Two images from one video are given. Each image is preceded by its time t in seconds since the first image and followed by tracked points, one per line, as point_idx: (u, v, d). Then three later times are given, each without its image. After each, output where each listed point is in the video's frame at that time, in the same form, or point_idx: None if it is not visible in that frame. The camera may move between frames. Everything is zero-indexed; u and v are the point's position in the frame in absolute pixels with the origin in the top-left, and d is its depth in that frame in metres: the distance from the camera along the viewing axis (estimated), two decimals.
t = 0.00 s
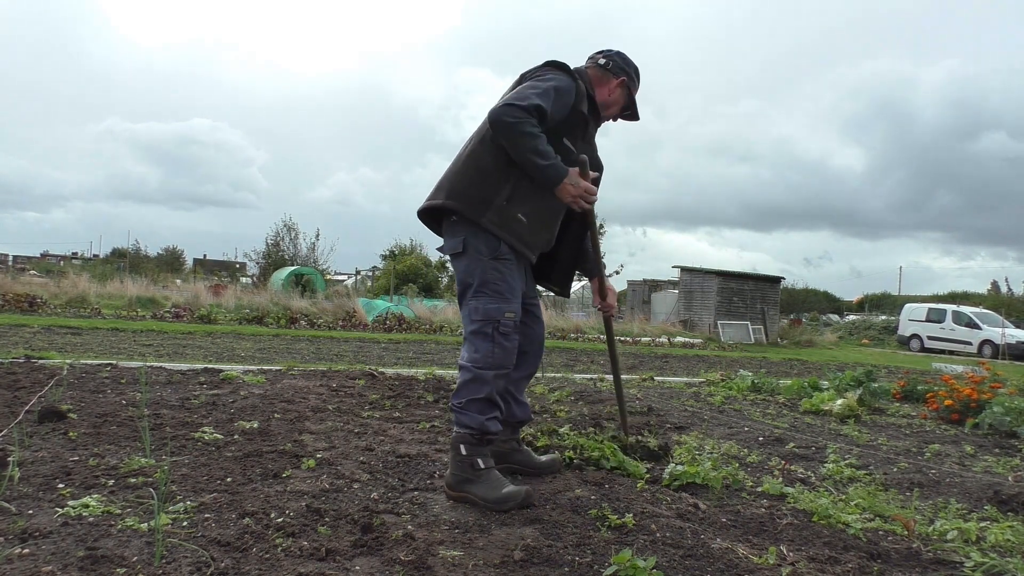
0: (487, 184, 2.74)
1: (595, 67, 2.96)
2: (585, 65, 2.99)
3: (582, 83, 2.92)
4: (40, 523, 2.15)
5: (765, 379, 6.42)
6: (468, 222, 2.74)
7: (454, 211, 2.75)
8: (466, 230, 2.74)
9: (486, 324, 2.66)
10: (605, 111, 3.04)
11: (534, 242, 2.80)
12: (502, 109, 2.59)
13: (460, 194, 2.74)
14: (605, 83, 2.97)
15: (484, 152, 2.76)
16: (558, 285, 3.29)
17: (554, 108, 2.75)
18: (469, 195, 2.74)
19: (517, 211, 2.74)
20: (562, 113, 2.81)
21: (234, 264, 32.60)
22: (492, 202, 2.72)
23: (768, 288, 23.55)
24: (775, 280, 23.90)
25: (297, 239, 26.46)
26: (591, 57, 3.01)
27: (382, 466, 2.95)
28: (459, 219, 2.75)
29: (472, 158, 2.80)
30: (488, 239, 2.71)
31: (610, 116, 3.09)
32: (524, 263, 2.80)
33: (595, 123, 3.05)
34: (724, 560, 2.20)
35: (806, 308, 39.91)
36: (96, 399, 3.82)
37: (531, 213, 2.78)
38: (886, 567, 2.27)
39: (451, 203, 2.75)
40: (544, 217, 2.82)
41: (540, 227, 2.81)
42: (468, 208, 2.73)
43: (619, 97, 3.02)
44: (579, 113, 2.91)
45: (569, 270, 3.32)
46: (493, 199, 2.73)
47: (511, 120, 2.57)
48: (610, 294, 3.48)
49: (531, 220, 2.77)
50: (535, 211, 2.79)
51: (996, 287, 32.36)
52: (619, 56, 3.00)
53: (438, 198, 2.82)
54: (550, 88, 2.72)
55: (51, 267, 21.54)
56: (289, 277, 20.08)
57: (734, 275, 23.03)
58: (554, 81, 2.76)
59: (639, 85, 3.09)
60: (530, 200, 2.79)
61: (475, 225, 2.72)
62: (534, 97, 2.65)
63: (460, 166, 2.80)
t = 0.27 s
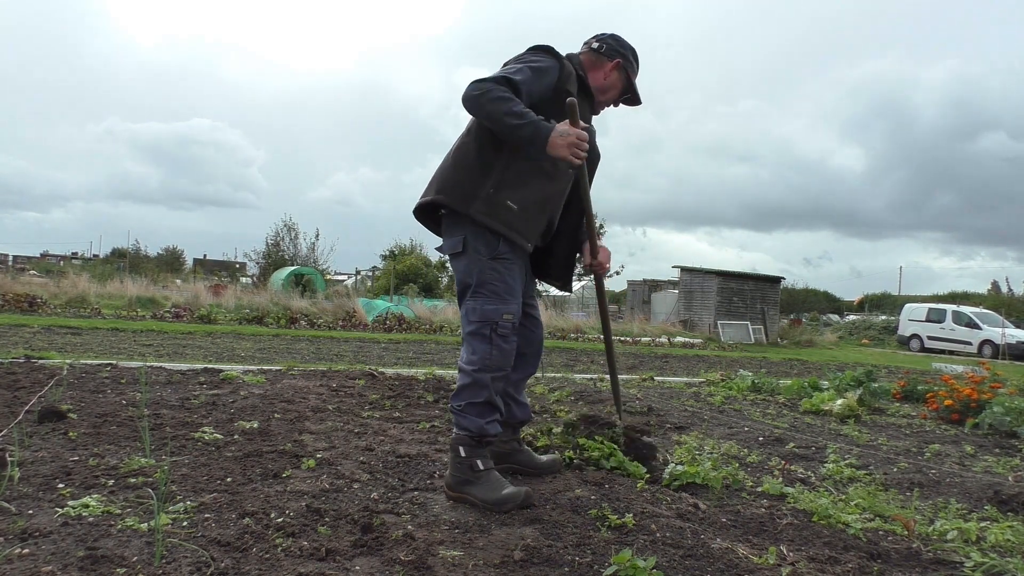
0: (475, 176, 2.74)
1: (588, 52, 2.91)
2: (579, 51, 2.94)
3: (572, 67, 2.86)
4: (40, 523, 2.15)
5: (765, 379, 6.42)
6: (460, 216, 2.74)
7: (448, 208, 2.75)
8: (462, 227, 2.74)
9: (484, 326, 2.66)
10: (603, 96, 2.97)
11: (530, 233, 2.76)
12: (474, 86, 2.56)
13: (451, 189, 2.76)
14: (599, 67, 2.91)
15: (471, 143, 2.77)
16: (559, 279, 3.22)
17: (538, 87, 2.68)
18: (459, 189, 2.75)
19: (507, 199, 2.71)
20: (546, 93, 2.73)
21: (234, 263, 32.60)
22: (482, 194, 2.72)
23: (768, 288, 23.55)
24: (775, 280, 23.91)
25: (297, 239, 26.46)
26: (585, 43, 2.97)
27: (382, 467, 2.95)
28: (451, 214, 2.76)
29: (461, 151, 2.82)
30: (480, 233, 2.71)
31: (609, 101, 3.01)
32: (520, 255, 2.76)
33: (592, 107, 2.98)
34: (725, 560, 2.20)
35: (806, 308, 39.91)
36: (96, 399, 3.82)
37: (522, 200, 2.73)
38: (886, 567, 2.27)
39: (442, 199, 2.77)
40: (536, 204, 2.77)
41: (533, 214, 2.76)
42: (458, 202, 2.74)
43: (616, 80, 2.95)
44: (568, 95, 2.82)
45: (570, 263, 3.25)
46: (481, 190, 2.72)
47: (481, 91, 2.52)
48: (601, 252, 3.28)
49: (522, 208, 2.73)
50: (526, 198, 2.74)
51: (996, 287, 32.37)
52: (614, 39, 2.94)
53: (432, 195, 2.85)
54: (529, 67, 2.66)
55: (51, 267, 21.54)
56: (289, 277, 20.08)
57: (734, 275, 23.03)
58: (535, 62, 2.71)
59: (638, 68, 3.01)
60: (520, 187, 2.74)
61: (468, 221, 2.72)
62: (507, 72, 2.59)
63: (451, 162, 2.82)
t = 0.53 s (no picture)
0: (466, 180, 2.74)
1: (584, 42, 2.88)
2: (575, 41, 2.92)
3: (564, 61, 2.82)
4: (39, 523, 2.15)
5: (765, 379, 6.42)
6: (453, 220, 2.74)
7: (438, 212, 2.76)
8: (453, 230, 2.75)
9: (484, 327, 2.66)
10: (600, 86, 2.91)
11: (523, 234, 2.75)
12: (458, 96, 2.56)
13: (443, 194, 2.76)
14: (594, 56, 2.86)
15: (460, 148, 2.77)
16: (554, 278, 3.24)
17: (524, 86, 2.65)
18: (451, 193, 2.75)
19: (499, 202, 2.71)
20: (533, 92, 2.70)
21: (234, 263, 32.60)
22: (473, 198, 2.72)
23: (768, 288, 23.55)
24: (775, 280, 23.91)
25: (297, 239, 26.46)
26: (581, 34, 2.94)
27: (382, 466, 2.95)
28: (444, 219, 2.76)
29: (451, 156, 2.82)
30: (473, 237, 2.71)
31: (608, 90, 2.95)
32: (515, 256, 2.75)
33: (587, 98, 2.93)
34: (725, 560, 2.20)
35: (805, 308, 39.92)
36: (96, 399, 3.82)
37: (514, 203, 2.73)
38: (886, 567, 2.27)
39: (435, 204, 2.77)
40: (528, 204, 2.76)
41: (526, 215, 2.75)
42: (450, 206, 2.74)
43: (614, 68, 2.89)
44: (557, 91, 2.78)
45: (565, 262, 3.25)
46: (473, 194, 2.72)
47: (465, 100, 2.52)
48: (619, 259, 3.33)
49: (515, 210, 2.72)
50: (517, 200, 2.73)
51: (995, 287, 32.37)
52: (610, 27, 2.90)
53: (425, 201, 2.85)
54: (514, 67, 2.64)
55: (51, 267, 21.54)
56: (289, 277, 20.08)
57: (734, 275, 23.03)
58: (521, 60, 2.68)
59: (637, 56, 2.95)
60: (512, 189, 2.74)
61: (462, 224, 2.72)
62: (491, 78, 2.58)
63: (442, 166, 2.82)
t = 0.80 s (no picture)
0: (453, 182, 2.75)
1: (581, 41, 2.83)
2: (575, 41, 2.88)
3: (556, 62, 2.79)
4: (40, 523, 2.15)
5: (765, 379, 6.42)
6: (441, 222, 2.76)
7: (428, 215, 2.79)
8: (443, 232, 2.77)
9: (478, 328, 2.65)
10: (599, 86, 2.85)
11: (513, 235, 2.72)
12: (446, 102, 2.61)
13: (432, 196, 2.78)
14: (592, 55, 2.81)
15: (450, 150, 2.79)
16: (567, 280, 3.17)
17: (509, 90, 2.66)
18: (439, 195, 2.77)
19: (484, 203, 2.70)
20: (519, 94, 2.70)
21: (234, 263, 32.61)
22: (459, 199, 2.72)
23: (768, 288, 23.55)
24: (775, 280, 23.91)
25: (297, 239, 26.47)
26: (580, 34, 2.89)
27: (382, 467, 2.95)
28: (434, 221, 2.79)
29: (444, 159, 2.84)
30: (460, 238, 2.72)
31: (608, 90, 2.88)
32: (506, 256, 2.73)
33: (584, 98, 2.88)
34: (725, 560, 2.20)
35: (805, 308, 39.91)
36: (96, 399, 3.82)
37: (500, 202, 2.70)
38: (886, 567, 2.27)
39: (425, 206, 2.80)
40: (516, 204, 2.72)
41: (513, 216, 2.71)
42: (437, 208, 2.76)
43: (612, 68, 2.82)
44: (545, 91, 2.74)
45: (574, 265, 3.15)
46: (459, 196, 2.73)
47: (449, 107, 2.58)
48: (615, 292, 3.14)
49: (501, 210, 2.70)
50: (504, 199, 2.71)
51: (995, 287, 32.38)
52: (609, 26, 2.84)
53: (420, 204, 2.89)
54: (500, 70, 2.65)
55: (51, 267, 21.55)
56: (289, 277, 20.08)
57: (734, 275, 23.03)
58: (508, 62, 2.69)
59: (638, 54, 2.87)
60: (498, 189, 2.72)
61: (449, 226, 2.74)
62: (476, 82, 2.61)
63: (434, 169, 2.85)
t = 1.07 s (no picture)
0: (445, 174, 2.78)
1: (576, 34, 2.84)
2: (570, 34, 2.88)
3: (546, 52, 2.80)
4: (40, 523, 2.15)
5: (765, 379, 6.42)
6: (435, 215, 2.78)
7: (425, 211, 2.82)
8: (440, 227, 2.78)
9: (477, 328, 2.66)
10: (594, 78, 2.87)
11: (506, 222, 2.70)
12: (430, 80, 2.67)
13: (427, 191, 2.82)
14: (586, 47, 2.81)
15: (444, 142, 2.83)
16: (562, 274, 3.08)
17: (492, 72, 2.69)
18: (433, 188, 2.79)
19: (473, 190, 2.70)
20: (502, 77, 2.72)
21: (234, 263, 32.61)
22: (450, 189, 2.74)
23: (768, 288, 23.55)
24: (775, 280, 23.90)
25: (297, 240, 26.47)
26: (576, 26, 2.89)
27: (382, 466, 2.95)
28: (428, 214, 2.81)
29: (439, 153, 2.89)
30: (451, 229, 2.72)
31: (604, 81, 2.89)
32: (499, 249, 2.71)
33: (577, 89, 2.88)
34: (725, 560, 2.20)
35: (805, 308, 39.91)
36: (96, 399, 3.82)
37: (488, 189, 2.69)
38: (886, 567, 2.27)
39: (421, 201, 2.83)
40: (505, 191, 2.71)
41: (502, 203, 2.69)
42: (430, 201, 2.78)
43: (607, 59, 2.82)
44: (529, 76, 2.74)
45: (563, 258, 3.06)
46: (450, 186, 2.74)
47: (429, 82, 2.64)
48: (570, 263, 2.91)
49: (489, 198, 2.68)
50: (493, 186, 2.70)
51: (995, 287, 32.38)
52: (604, 17, 2.82)
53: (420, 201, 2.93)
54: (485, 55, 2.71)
55: (51, 267, 21.55)
56: (289, 277, 20.08)
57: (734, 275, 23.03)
58: (493, 49, 2.74)
59: (634, 44, 2.85)
60: (486, 176, 2.72)
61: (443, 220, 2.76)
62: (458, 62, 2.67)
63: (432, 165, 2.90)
